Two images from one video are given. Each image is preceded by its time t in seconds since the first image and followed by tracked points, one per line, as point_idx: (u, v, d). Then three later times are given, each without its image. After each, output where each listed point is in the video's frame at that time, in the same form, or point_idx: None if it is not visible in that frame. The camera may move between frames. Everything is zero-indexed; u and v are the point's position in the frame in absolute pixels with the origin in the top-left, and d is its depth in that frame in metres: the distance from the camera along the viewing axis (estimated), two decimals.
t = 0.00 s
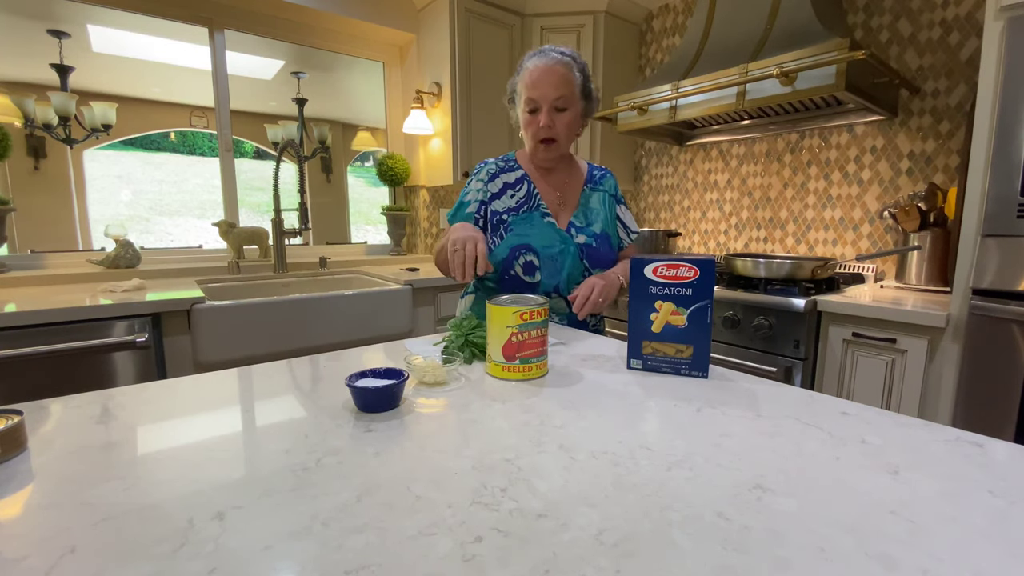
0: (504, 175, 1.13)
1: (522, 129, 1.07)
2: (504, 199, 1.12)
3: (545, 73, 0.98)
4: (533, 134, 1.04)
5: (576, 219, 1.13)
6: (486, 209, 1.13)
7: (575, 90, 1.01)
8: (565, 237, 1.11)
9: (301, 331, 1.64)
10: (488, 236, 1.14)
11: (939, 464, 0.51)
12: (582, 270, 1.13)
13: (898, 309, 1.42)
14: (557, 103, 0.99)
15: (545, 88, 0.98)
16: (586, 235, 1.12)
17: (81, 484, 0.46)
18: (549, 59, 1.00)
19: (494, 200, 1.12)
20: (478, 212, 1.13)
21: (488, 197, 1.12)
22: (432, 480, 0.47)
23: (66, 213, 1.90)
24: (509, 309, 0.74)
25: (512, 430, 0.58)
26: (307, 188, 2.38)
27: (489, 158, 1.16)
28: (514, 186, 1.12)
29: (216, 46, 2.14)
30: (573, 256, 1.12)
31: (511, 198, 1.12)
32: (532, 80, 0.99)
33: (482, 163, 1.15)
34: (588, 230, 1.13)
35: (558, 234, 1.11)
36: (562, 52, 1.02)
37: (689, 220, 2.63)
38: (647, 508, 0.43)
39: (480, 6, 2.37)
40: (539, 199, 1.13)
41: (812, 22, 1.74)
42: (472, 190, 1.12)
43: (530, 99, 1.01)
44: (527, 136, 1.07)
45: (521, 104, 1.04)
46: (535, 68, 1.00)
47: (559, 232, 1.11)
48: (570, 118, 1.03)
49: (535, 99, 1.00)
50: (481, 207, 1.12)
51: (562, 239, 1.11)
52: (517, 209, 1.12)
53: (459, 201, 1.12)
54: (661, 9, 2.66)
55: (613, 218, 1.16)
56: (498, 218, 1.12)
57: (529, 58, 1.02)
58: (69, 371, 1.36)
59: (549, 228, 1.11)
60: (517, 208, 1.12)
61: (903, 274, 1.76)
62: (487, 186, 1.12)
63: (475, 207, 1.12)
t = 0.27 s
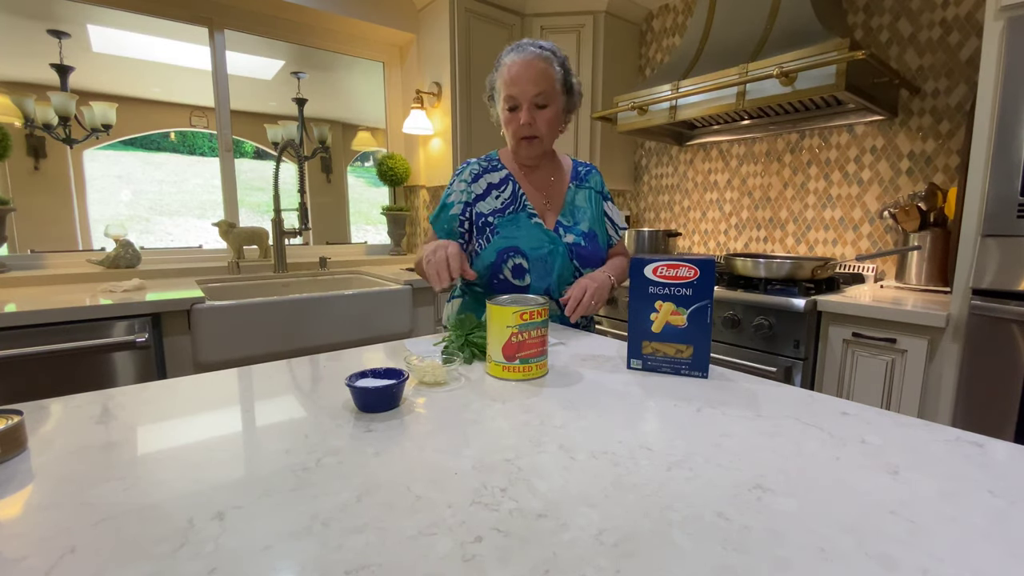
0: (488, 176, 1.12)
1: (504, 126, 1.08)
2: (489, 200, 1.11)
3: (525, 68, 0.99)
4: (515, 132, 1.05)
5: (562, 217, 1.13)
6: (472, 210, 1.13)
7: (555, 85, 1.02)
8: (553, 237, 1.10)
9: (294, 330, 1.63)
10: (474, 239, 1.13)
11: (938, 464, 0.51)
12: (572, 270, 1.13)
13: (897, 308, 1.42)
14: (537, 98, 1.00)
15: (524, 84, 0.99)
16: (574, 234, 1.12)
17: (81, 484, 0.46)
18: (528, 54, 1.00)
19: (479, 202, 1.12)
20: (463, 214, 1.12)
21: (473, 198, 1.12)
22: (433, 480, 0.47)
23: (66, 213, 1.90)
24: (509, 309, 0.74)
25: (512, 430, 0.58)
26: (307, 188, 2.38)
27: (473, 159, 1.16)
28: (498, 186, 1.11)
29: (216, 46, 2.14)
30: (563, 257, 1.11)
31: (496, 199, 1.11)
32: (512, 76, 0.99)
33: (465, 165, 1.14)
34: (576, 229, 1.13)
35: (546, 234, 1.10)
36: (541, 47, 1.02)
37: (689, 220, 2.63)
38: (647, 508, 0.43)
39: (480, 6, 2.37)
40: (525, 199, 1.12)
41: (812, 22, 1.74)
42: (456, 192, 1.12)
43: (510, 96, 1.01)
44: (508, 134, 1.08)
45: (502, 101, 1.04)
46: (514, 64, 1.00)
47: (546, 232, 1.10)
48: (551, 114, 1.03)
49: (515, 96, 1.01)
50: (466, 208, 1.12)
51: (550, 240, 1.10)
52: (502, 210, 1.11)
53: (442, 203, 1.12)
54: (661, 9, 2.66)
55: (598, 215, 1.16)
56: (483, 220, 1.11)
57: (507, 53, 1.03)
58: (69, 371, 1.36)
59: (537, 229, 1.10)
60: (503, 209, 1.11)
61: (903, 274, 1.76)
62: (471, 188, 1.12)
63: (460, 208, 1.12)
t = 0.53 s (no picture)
0: (479, 179, 1.06)
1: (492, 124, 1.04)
2: (483, 205, 1.06)
3: (515, 64, 0.97)
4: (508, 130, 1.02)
5: (557, 217, 1.13)
6: (465, 215, 1.06)
7: (546, 82, 1.01)
8: (553, 240, 1.09)
9: (291, 328, 1.62)
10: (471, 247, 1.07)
11: (938, 464, 0.51)
12: (572, 271, 1.13)
13: (898, 308, 1.42)
14: (527, 96, 0.98)
15: (517, 80, 0.97)
16: (571, 234, 1.12)
17: (81, 484, 0.46)
18: (517, 49, 0.98)
19: (472, 206, 1.06)
20: (458, 219, 1.05)
21: (466, 204, 1.05)
22: (433, 480, 0.47)
23: (67, 213, 1.90)
24: (509, 309, 0.74)
25: (512, 430, 0.58)
26: (307, 188, 2.38)
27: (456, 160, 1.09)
28: (490, 190, 1.06)
29: (216, 46, 2.14)
30: (563, 258, 1.10)
31: (490, 204, 1.06)
32: (504, 72, 0.97)
33: (452, 167, 1.07)
34: (571, 229, 1.13)
35: (546, 238, 1.08)
36: (527, 42, 1.01)
37: (689, 220, 2.63)
38: (647, 508, 0.43)
39: (480, 6, 2.37)
40: (520, 202, 1.08)
41: (812, 22, 1.74)
42: (447, 195, 1.04)
43: (500, 92, 0.99)
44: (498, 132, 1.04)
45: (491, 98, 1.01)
46: (503, 60, 0.97)
47: (545, 235, 1.08)
48: (542, 112, 1.02)
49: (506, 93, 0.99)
50: (460, 213, 1.05)
51: (550, 243, 1.09)
52: (498, 214, 1.06)
53: (434, 208, 1.03)
54: (661, 9, 2.66)
55: (586, 212, 1.19)
56: (479, 226, 1.06)
57: (493, 48, 1.00)
58: (70, 371, 1.36)
59: (536, 233, 1.08)
60: (498, 214, 1.06)
61: (903, 275, 1.76)
62: (463, 193, 1.05)
63: (454, 213, 1.04)
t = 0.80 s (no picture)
0: (478, 183, 1.03)
1: (524, 124, 1.02)
2: (484, 209, 1.03)
3: (554, 74, 0.98)
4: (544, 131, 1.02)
5: (557, 215, 1.16)
6: (467, 222, 1.04)
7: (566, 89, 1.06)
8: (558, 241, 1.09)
9: (292, 330, 1.62)
10: (478, 254, 1.04)
11: (938, 464, 0.51)
12: (576, 268, 1.14)
13: (898, 309, 1.42)
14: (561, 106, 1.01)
15: (566, 86, 1.00)
16: (570, 232, 1.14)
17: (80, 484, 0.46)
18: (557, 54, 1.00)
19: (473, 212, 1.03)
20: (458, 226, 1.03)
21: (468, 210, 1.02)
22: (433, 480, 0.47)
23: (66, 213, 1.90)
24: (509, 309, 0.74)
25: (512, 430, 0.58)
26: (307, 188, 2.38)
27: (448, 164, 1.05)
28: (490, 194, 1.04)
29: (216, 47, 2.14)
30: (568, 257, 1.11)
31: (491, 208, 1.04)
32: (556, 75, 0.98)
33: (448, 172, 1.03)
34: (567, 227, 1.15)
35: (551, 239, 1.07)
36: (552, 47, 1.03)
37: (689, 220, 2.63)
38: (647, 508, 0.43)
39: (480, 6, 2.37)
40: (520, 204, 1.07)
41: (812, 22, 1.74)
42: (446, 203, 1.01)
43: (540, 96, 0.99)
44: (530, 133, 1.03)
45: (531, 98, 0.99)
46: (550, 62, 0.98)
47: (549, 236, 1.07)
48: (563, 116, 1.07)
49: (541, 100, 0.99)
50: (461, 220, 1.02)
51: (556, 243, 1.08)
52: (501, 218, 1.04)
53: (433, 216, 1.00)
54: (661, 9, 2.66)
55: (574, 209, 1.23)
56: (483, 232, 1.03)
57: (532, 48, 0.98)
58: (70, 371, 1.36)
59: (542, 234, 1.07)
60: (501, 218, 1.04)
61: (903, 275, 1.76)
62: (462, 198, 1.02)
63: (454, 220, 1.02)
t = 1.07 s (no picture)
0: (496, 179, 1.04)
1: (553, 133, 1.03)
2: (501, 204, 1.04)
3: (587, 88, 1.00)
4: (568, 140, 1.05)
5: (570, 217, 1.17)
6: (483, 216, 1.04)
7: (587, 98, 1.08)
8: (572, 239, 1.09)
9: (294, 330, 1.63)
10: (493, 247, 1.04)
11: (938, 464, 0.51)
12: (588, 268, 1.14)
13: (898, 309, 1.42)
14: (585, 118, 1.04)
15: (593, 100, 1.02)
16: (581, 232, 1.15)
17: (81, 484, 0.46)
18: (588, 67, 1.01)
19: (489, 206, 1.04)
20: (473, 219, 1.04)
21: (485, 204, 1.03)
22: (433, 480, 0.47)
23: (66, 213, 1.90)
24: (509, 310, 0.74)
25: (512, 430, 0.58)
26: (307, 188, 2.38)
27: (466, 160, 1.06)
28: (508, 189, 1.05)
29: (216, 47, 2.14)
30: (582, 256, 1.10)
31: (509, 203, 1.04)
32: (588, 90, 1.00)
33: (466, 167, 1.04)
34: (578, 228, 1.16)
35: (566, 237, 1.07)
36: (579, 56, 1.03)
37: (689, 220, 2.63)
38: (647, 508, 0.43)
39: (480, 6, 2.37)
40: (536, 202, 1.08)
41: (812, 22, 1.73)
42: (462, 195, 1.02)
43: (573, 109, 1.00)
44: (556, 142, 1.04)
45: (564, 110, 1.00)
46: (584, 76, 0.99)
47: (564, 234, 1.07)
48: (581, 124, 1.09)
49: (573, 112, 1.01)
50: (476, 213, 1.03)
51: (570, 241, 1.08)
52: (518, 214, 1.05)
53: (448, 207, 1.01)
54: (661, 9, 2.66)
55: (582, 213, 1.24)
56: (499, 226, 1.04)
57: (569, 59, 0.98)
58: (70, 371, 1.36)
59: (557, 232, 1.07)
60: (517, 213, 1.05)
61: (903, 275, 1.76)
62: (479, 192, 1.03)
63: (469, 213, 1.03)
